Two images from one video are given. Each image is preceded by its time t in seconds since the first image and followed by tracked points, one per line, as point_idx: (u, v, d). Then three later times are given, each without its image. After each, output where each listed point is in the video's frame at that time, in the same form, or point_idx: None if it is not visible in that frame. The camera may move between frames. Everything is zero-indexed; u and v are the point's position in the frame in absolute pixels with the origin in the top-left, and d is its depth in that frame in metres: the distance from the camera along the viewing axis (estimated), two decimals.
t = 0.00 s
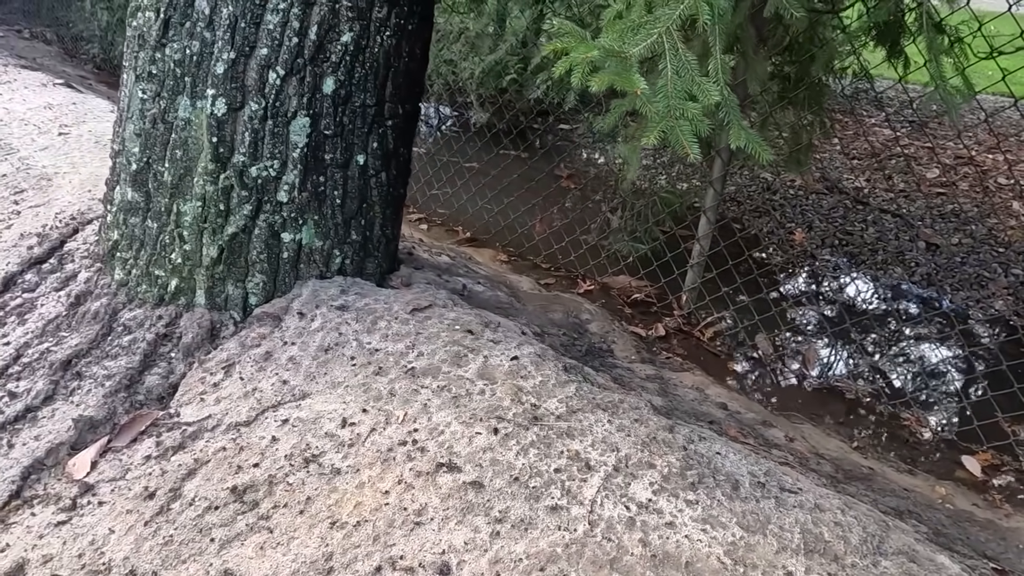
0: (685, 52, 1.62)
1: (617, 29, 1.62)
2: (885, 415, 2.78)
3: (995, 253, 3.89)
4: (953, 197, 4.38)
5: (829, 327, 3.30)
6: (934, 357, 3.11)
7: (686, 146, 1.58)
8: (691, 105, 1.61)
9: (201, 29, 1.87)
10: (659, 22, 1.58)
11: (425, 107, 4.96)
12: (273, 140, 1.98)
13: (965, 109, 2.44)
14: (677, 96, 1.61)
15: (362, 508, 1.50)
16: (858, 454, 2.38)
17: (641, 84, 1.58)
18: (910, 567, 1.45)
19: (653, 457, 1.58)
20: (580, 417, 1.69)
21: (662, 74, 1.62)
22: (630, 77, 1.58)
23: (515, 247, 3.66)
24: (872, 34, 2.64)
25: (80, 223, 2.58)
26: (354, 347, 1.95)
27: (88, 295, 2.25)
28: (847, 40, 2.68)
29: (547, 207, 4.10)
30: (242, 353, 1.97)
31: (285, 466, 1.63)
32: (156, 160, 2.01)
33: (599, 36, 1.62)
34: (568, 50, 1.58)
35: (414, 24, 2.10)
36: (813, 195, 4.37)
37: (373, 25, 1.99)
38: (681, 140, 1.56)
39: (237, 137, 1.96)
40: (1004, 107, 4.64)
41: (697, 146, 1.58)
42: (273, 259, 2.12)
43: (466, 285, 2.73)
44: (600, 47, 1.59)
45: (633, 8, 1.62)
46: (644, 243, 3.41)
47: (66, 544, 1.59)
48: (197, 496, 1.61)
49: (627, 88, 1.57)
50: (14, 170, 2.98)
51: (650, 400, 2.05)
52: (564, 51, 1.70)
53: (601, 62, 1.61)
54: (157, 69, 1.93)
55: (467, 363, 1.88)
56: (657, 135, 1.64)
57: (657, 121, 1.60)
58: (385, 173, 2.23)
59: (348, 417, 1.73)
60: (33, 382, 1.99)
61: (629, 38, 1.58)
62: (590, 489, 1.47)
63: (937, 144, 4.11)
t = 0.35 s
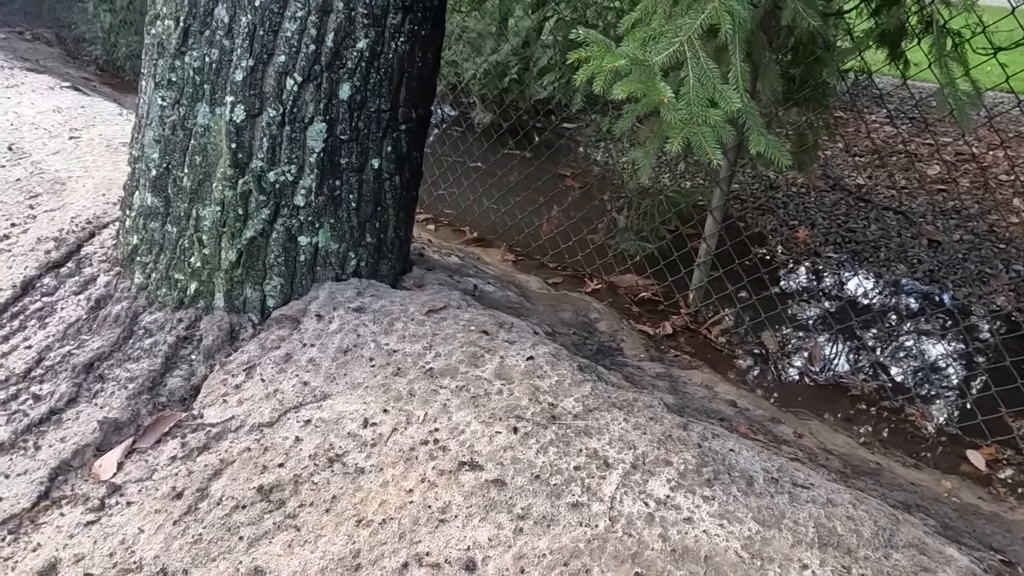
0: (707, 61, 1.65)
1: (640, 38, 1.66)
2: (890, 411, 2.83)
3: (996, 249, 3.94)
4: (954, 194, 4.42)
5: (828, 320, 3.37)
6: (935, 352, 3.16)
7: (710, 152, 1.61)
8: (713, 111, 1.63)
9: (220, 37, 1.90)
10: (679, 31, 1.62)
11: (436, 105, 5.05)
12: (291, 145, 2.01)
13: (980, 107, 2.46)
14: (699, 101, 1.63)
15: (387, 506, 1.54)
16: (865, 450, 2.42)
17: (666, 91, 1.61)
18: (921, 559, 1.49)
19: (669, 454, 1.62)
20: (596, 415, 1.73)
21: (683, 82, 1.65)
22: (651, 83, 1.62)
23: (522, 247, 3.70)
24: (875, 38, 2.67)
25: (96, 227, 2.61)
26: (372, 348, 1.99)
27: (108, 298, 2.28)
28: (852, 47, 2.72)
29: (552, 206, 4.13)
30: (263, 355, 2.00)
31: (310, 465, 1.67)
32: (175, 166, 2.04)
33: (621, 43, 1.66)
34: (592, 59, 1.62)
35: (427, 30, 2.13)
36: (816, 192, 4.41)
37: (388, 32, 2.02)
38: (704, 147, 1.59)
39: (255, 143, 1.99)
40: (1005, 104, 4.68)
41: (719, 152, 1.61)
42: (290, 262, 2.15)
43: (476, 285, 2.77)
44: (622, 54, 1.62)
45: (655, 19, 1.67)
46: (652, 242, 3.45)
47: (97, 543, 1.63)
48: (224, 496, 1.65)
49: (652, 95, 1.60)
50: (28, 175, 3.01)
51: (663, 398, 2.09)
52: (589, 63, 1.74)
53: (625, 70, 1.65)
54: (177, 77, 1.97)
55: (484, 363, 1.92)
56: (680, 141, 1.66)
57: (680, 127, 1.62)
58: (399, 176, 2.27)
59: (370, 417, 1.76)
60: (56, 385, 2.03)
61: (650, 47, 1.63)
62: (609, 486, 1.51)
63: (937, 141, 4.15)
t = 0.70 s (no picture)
0: (726, 71, 1.67)
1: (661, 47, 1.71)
2: (898, 404, 2.88)
3: (1001, 243, 3.99)
4: (959, 188, 4.46)
5: (831, 313, 3.43)
6: (940, 345, 3.22)
7: (731, 156, 1.64)
8: (733, 118, 1.66)
9: (247, 47, 1.96)
10: (700, 42, 1.66)
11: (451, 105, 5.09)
12: (315, 151, 2.06)
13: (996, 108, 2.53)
14: (720, 107, 1.66)
15: (419, 500, 1.60)
16: (875, 442, 2.47)
17: (689, 98, 1.62)
18: (933, 547, 1.55)
19: (689, 448, 1.68)
20: (617, 411, 1.78)
21: (704, 91, 1.67)
22: (674, 91, 1.64)
23: (534, 245, 3.76)
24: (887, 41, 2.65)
25: (120, 230, 2.68)
26: (397, 348, 2.05)
27: (136, 301, 2.34)
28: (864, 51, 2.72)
29: (562, 205, 4.19)
30: (290, 355, 2.06)
31: (342, 462, 1.73)
32: (203, 172, 2.10)
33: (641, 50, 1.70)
34: (616, 68, 1.66)
35: (445, 36, 2.18)
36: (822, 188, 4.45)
37: (408, 39, 2.07)
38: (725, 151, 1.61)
39: (281, 149, 2.04)
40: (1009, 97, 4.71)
41: (740, 156, 1.63)
42: (314, 265, 2.20)
43: (491, 284, 2.83)
44: (643, 62, 1.66)
45: (677, 32, 1.71)
46: (662, 240, 3.51)
47: (138, 538, 1.70)
48: (260, 492, 1.71)
49: (675, 102, 1.62)
50: (50, 179, 3.07)
51: (679, 394, 2.14)
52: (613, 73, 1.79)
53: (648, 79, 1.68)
54: (205, 86, 2.02)
55: (506, 362, 1.98)
56: (700, 147, 1.68)
57: (702, 132, 1.65)
58: (418, 179, 2.32)
59: (397, 414, 1.82)
60: (90, 386, 2.10)
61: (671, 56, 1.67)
62: (633, 479, 1.57)
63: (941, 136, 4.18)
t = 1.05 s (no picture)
0: (746, 79, 1.62)
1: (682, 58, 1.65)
2: (902, 398, 2.94)
3: (1000, 238, 4.04)
4: (957, 184, 4.50)
5: (831, 308, 3.49)
6: (939, 337, 3.29)
7: (751, 162, 1.58)
8: (753, 125, 1.60)
9: (268, 52, 2.00)
10: (720, 51, 1.62)
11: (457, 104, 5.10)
12: (334, 153, 2.11)
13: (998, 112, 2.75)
14: (740, 116, 1.59)
15: (444, 492, 1.65)
16: (880, 434, 2.53)
17: (713, 107, 1.57)
18: (941, 533, 1.60)
19: (704, 439, 1.74)
20: (633, 404, 1.84)
21: (725, 99, 1.61)
22: (697, 100, 1.58)
23: (541, 244, 3.81)
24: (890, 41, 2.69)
25: (139, 232, 2.72)
26: (416, 344, 2.10)
27: (158, 301, 2.39)
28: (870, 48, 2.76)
29: (568, 203, 4.22)
30: (312, 353, 2.11)
31: (367, 455, 1.78)
32: (224, 174, 2.15)
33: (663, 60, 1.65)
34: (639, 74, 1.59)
35: (460, 39, 2.23)
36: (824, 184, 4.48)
37: (424, 43, 2.11)
38: (749, 157, 1.55)
39: (301, 151, 2.09)
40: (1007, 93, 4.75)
41: (761, 162, 1.56)
42: (333, 264, 2.25)
43: (501, 282, 2.88)
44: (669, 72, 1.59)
45: (697, 43, 1.66)
46: (668, 237, 3.55)
47: (170, 531, 1.75)
48: (288, 485, 1.76)
49: (699, 110, 1.56)
50: (65, 182, 3.12)
51: (690, 388, 2.20)
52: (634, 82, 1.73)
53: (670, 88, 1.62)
54: (226, 90, 2.07)
55: (522, 357, 2.03)
56: (721, 153, 1.60)
57: (724, 138, 1.58)
58: (432, 180, 2.37)
59: (419, 409, 1.87)
60: (115, 385, 2.15)
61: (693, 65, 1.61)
62: (651, 469, 1.62)
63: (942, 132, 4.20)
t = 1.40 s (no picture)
0: (782, 108, 1.68)
1: (718, 89, 1.69)
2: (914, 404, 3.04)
3: (1005, 242, 4.06)
4: (961, 187, 4.51)
5: (834, 307, 3.60)
6: (942, 338, 3.39)
7: (789, 189, 1.65)
8: (790, 151, 1.66)
9: (300, 73, 2.06)
10: (756, 81, 1.67)
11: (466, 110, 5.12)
12: (363, 170, 2.16)
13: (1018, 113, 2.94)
14: (778, 144, 1.65)
15: (481, 502, 1.71)
16: (894, 439, 2.58)
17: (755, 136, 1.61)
18: (962, 538, 1.66)
19: (731, 449, 1.80)
20: (660, 415, 1.90)
21: (762, 127, 1.66)
22: (738, 130, 1.62)
23: (554, 250, 3.89)
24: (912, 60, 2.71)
25: (165, 245, 2.78)
26: (445, 357, 2.15)
27: (189, 314, 2.44)
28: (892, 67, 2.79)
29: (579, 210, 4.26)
30: (344, 366, 2.17)
31: (403, 467, 1.83)
32: (256, 192, 2.20)
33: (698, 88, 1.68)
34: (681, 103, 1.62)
35: (483, 57, 2.27)
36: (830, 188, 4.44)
37: (450, 62, 2.16)
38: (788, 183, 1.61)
39: (332, 169, 2.15)
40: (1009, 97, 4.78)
41: (798, 188, 1.64)
42: (361, 278, 2.30)
43: (519, 291, 2.93)
44: (707, 102, 1.63)
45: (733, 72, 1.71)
46: (682, 245, 3.60)
47: (213, 541, 1.80)
48: (327, 496, 1.82)
49: (742, 139, 1.60)
50: (89, 195, 3.17)
51: (710, 396, 2.25)
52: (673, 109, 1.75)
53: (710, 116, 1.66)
54: (258, 109, 2.12)
55: (550, 369, 2.08)
56: (760, 179, 1.67)
57: (764, 166, 1.63)
58: (456, 194, 2.42)
59: (452, 421, 1.93)
60: (150, 397, 2.20)
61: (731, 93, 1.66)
62: (681, 479, 1.68)
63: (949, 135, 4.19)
